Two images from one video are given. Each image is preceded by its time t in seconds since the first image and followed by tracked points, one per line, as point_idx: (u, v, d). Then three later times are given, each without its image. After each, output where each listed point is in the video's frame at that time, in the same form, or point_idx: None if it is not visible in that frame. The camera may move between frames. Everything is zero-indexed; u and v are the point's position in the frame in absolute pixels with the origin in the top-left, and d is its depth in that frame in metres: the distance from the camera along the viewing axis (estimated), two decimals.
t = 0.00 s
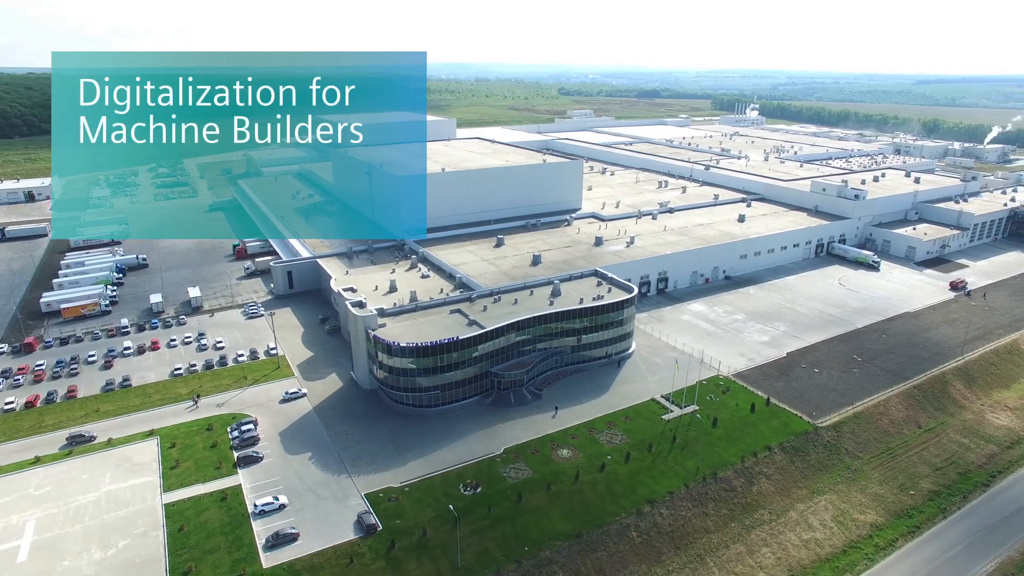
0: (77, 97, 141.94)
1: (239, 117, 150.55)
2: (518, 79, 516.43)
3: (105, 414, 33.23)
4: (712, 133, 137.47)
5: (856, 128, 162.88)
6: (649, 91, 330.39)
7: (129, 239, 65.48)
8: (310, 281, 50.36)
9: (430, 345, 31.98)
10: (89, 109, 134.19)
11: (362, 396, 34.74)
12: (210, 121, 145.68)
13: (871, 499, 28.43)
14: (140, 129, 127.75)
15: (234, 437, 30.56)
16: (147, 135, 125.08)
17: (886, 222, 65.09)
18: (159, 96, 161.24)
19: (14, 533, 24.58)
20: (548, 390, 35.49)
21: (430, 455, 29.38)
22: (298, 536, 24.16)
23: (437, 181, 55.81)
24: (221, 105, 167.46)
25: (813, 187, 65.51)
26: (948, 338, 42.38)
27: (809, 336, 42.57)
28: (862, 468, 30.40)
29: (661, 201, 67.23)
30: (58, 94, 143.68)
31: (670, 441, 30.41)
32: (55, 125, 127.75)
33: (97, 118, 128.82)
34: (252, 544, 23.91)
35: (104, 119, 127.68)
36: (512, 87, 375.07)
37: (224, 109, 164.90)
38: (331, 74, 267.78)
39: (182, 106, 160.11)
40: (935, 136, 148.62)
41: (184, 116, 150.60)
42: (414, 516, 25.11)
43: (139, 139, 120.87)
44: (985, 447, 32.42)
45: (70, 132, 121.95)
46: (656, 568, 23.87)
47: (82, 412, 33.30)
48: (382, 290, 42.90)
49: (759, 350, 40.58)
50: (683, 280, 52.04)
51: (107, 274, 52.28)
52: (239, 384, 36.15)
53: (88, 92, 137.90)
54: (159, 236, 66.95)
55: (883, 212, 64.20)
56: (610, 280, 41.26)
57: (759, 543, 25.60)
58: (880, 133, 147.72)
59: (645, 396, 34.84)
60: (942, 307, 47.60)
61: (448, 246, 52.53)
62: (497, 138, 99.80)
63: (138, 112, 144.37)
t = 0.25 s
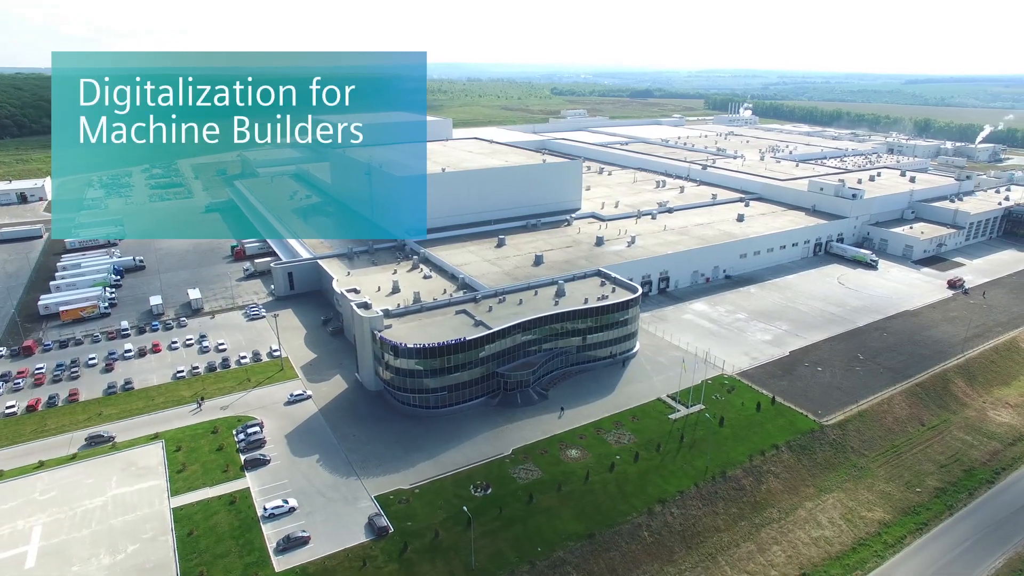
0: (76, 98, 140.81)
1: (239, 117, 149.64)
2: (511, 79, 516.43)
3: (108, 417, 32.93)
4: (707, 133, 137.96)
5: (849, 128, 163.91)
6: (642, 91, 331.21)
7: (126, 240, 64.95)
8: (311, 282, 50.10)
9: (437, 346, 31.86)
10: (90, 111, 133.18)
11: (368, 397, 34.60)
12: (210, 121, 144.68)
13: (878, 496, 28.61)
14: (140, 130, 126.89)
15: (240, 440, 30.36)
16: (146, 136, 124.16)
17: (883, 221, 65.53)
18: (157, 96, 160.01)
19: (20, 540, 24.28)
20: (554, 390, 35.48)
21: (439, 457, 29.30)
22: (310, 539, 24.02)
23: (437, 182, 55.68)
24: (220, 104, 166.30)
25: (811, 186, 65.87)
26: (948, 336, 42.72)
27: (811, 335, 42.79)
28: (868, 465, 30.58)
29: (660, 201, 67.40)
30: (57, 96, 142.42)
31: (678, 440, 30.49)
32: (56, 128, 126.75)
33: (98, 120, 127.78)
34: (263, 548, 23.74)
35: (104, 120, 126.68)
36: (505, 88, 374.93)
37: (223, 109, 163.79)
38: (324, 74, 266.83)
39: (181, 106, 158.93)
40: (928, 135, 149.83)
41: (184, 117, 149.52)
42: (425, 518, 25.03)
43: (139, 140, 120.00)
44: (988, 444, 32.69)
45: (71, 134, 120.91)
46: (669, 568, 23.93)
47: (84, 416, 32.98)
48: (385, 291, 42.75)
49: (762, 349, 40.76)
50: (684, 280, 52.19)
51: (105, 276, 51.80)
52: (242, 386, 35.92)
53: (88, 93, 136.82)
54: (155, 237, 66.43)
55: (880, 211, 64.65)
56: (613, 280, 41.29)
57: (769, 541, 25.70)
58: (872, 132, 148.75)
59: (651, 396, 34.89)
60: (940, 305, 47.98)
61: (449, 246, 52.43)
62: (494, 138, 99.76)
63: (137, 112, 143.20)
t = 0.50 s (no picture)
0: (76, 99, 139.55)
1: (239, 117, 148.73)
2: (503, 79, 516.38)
3: (111, 421, 32.62)
4: (702, 132, 138.31)
5: (842, 127, 164.88)
6: (634, 91, 331.77)
7: (122, 242, 64.43)
8: (312, 283, 49.85)
9: (445, 347, 31.76)
10: (84, 113, 131.59)
11: (374, 399, 34.46)
12: (209, 121, 143.77)
13: (886, 494, 28.78)
14: (140, 132, 126.07)
15: (247, 443, 30.17)
16: (146, 137, 123.30)
17: (880, 220, 65.96)
18: (157, 96, 158.81)
19: (28, 546, 23.99)
20: (560, 390, 35.47)
21: (447, 458, 29.22)
22: (321, 543, 23.89)
23: (437, 182, 55.53)
24: (218, 104, 165.34)
25: (809, 186, 66.20)
26: (949, 334, 43.05)
27: (812, 334, 43.01)
28: (875, 463, 30.76)
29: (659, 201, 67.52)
30: (58, 97, 141.21)
31: (686, 440, 30.58)
32: (56, 130, 125.77)
33: (98, 121, 126.81)
34: (275, 551, 23.59)
35: (106, 123, 124.57)
36: (497, 88, 374.76)
37: (221, 109, 162.72)
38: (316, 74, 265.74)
39: (180, 106, 157.76)
40: (919, 134, 151.04)
41: (183, 117, 148.07)
42: (437, 520, 24.95)
43: (139, 142, 119.17)
44: (991, 441, 32.95)
45: (72, 135, 119.98)
46: (681, 567, 23.99)
47: (88, 420, 32.67)
48: (388, 292, 42.62)
49: (765, 348, 40.92)
50: (685, 279, 52.32)
51: (103, 278, 51.30)
52: (247, 388, 35.72)
53: (88, 93, 135.63)
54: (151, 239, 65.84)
55: (877, 210, 65.09)
56: (617, 280, 41.34)
57: (780, 540, 25.80)
58: (865, 132, 149.74)
59: (657, 395, 34.98)
60: (940, 304, 48.35)
61: (450, 247, 52.32)
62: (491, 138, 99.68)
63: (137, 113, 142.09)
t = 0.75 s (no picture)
0: (71, 100, 138.06)
1: (239, 117, 147.70)
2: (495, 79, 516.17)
3: (115, 425, 32.27)
4: (696, 132, 138.74)
5: (834, 127, 166.19)
6: (626, 91, 332.72)
7: (118, 244, 63.79)
8: (313, 285, 49.53)
9: (454, 348, 31.63)
10: (78, 113, 130.45)
11: (381, 401, 34.29)
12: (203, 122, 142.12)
13: (894, 491, 28.99)
14: (140, 133, 125.05)
15: (255, 447, 29.92)
16: (142, 138, 122.19)
17: (876, 219, 66.46)
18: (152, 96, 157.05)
19: (36, 553, 23.69)
20: (567, 390, 35.46)
21: (457, 459, 29.12)
22: (335, 546, 23.72)
23: (438, 182, 55.36)
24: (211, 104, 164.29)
25: (806, 185, 66.62)
26: (948, 331, 43.47)
27: (814, 332, 43.27)
28: (881, 460, 30.98)
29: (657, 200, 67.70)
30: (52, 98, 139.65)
31: (695, 439, 30.66)
32: (56, 131, 124.46)
33: (98, 122, 125.67)
34: (288, 556, 23.41)
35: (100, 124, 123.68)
36: (489, 87, 374.62)
37: (220, 109, 161.53)
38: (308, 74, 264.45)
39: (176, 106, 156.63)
40: (910, 134, 152.48)
41: (175, 117, 147.04)
42: (451, 522, 24.85)
43: (138, 143, 118.00)
44: (995, 437, 33.27)
45: (72, 136, 118.60)
46: (695, 566, 24.05)
47: (91, 424, 32.30)
48: (391, 293, 42.41)
49: (769, 347, 41.13)
50: (686, 279, 52.47)
51: (100, 280, 50.76)
52: (251, 391, 35.45)
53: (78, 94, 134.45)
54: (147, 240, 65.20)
55: (874, 209, 65.61)
56: (621, 280, 41.39)
57: (792, 538, 25.92)
58: (857, 131, 150.98)
59: (664, 395, 35.05)
60: (938, 302, 48.82)
61: (452, 247, 52.18)
62: (487, 138, 99.60)
63: (136, 114, 140.85)
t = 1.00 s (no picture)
0: (63, 100, 137.02)
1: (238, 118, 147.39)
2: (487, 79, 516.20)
3: (119, 428, 31.97)
4: (691, 132, 139.33)
5: (827, 126, 167.30)
6: (619, 91, 333.47)
7: (114, 246, 63.28)
8: (314, 286, 49.29)
9: (462, 349, 31.58)
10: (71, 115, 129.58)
11: (387, 402, 34.15)
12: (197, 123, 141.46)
13: (900, 488, 29.18)
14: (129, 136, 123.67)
15: (261, 449, 29.71)
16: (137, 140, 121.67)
17: (873, 218, 66.90)
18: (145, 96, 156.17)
19: (43, 558, 23.44)
20: (573, 391, 35.47)
21: (466, 461, 29.06)
22: (347, 549, 23.60)
23: (438, 183, 55.20)
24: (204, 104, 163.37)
25: (803, 184, 66.97)
26: (948, 329, 43.83)
27: (816, 331, 43.50)
28: (887, 458, 31.17)
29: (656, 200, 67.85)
30: (43, 99, 138.46)
31: (702, 439, 30.75)
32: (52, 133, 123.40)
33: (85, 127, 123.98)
34: (300, 559, 23.28)
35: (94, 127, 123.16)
36: (483, 87, 374.45)
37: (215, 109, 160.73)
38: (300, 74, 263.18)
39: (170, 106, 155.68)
40: (902, 133, 153.73)
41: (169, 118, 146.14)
42: (462, 524, 24.79)
43: (135, 144, 117.20)
44: (997, 434, 33.54)
45: (66, 139, 117.96)
46: (707, 565, 24.11)
47: (94, 428, 31.98)
48: (394, 294, 42.28)
49: (771, 346, 41.31)
50: (686, 278, 52.62)
51: (97, 282, 50.29)
52: (255, 393, 35.21)
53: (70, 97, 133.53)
54: (143, 242, 64.67)
55: (871, 208, 66.06)
56: (625, 280, 41.46)
57: (801, 536, 26.03)
58: (850, 131, 152.00)
59: (669, 394, 35.13)
60: (936, 300, 49.22)
61: (453, 248, 52.08)
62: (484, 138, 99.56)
63: (135, 115, 140.42)
